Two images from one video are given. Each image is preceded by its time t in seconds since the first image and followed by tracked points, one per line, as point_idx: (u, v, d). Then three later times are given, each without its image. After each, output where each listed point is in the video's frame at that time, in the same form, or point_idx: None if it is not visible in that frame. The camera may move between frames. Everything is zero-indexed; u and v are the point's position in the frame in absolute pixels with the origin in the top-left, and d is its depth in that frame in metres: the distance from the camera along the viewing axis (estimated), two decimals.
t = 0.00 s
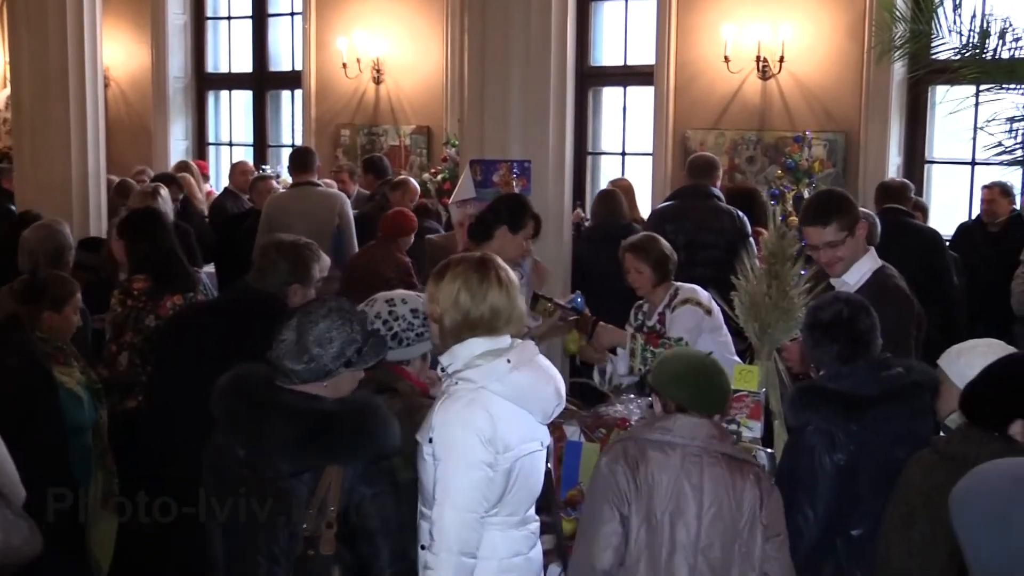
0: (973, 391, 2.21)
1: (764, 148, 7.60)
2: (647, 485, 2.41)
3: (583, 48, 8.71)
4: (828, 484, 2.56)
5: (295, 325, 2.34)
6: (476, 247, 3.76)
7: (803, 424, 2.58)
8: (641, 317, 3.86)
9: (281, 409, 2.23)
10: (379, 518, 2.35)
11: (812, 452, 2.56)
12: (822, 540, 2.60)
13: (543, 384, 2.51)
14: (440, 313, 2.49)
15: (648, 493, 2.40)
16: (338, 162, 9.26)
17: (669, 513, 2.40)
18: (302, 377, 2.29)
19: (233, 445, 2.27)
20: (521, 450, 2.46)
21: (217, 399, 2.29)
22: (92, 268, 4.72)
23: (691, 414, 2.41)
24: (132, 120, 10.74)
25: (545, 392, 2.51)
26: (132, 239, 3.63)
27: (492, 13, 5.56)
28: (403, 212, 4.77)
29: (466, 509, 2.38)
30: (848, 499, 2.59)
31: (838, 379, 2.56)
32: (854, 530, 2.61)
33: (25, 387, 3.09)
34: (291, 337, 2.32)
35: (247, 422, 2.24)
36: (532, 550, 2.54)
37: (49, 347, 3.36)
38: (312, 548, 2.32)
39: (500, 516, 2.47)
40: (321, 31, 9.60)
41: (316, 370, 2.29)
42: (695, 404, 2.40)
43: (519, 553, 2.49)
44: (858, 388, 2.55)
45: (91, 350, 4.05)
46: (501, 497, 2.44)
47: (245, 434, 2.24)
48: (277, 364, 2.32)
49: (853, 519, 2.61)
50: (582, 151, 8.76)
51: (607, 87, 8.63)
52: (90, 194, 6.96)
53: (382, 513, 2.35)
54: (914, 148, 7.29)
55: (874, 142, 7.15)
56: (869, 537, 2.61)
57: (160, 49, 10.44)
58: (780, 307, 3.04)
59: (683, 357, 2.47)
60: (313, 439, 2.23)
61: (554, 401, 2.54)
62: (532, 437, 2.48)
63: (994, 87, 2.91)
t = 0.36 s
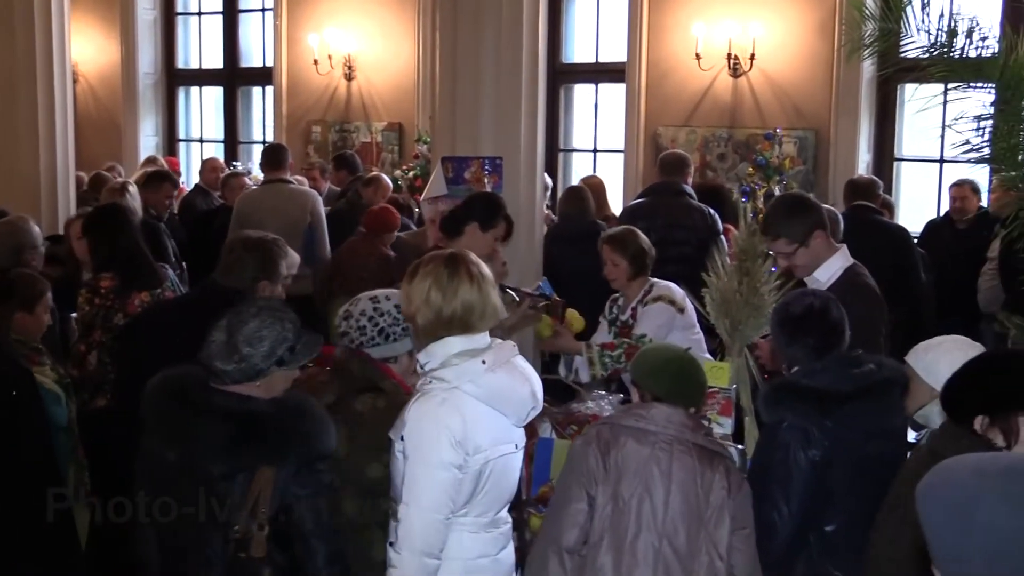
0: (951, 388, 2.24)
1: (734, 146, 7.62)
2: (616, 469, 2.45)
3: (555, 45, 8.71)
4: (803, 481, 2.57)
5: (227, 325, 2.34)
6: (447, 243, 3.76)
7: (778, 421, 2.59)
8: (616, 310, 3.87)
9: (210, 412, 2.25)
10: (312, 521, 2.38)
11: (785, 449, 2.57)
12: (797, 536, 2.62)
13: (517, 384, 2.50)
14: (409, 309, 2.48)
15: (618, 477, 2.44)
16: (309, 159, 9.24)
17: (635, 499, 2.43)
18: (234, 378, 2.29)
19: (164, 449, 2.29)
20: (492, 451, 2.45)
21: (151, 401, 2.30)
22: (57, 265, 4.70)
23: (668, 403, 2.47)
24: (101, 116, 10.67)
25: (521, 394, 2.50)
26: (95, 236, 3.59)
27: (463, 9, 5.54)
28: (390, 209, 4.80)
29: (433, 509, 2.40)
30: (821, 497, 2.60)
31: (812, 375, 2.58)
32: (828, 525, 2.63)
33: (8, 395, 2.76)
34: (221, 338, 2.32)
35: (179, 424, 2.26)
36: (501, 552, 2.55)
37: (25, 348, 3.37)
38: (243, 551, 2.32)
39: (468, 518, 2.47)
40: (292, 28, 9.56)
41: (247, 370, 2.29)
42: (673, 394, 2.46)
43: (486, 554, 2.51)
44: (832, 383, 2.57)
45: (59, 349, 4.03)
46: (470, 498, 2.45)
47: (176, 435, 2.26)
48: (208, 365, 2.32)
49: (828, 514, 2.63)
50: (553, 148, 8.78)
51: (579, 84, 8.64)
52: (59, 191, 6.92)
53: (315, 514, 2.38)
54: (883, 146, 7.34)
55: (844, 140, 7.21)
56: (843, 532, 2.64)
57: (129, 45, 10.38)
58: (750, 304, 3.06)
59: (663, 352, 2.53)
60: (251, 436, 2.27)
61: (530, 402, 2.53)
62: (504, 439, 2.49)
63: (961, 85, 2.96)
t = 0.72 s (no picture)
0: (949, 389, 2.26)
1: (707, 143, 7.65)
2: (553, 461, 2.68)
3: (529, 41, 8.71)
4: (780, 477, 2.55)
5: (177, 324, 2.35)
6: (422, 240, 3.77)
7: (755, 419, 2.58)
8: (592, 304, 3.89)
9: (158, 413, 2.24)
10: (270, 520, 2.38)
11: (762, 443, 2.57)
12: (776, 535, 2.59)
13: (482, 389, 2.47)
14: (375, 309, 2.45)
15: (556, 469, 2.68)
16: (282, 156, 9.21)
17: (572, 487, 2.67)
18: (187, 378, 2.31)
19: (117, 452, 2.30)
20: (453, 456, 2.45)
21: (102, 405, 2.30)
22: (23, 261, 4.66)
23: (593, 395, 2.66)
24: (72, 112, 10.60)
25: (487, 400, 2.48)
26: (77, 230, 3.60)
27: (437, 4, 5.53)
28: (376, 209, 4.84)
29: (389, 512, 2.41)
30: (799, 493, 2.59)
31: (788, 372, 2.57)
32: (807, 523, 2.62)
33: None
34: (172, 338, 2.34)
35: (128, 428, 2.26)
36: (461, 559, 2.55)
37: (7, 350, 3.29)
38: (198, 551, 2.33)
39: (428, 522, 2.48)
40: (265, 24, 9.52)
41: (199, 369, 2.31)
42: (596, 386, 2.65)
43: (446, 559, 2.51)
44: (809, 380, 2.56)
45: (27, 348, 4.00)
46: (429, 503, 2.46)
47: (126, 439, 2.26)
48: (160, 366, 2.33)
49: (806, 512, 2.61)
50: (527, 145, 8.77)
51: (553, 80, 8.64)
52: (30, 186, 6.87)
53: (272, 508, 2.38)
54: (856, 143, 7.39)
55: (816, 137, 7.24)
56: (820, 529, 2.62)
57: (101, 40, 10.32)
58: (723, 301, 3.07)
59: (587, 346, 2.70)
60: (198, 440, 2.25)
61: (496, 408, 2.51)
62: (467, 444, 2.48)
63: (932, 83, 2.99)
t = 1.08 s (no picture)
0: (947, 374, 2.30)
1: (686, 141, 7.68)
2: (517, 456, 2.70)
3: (508, 38, 8.70)
4: (753, 474, 2.57)
5: (154, 324, 2.35)
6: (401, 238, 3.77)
7: (727, 415, 2.59)
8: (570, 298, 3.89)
9: (145, 411, 2.24)
10: (257, 518, 2.37)
11: (734, 440, 2.57)
12: (749, 530, 2.62)
13: (443, 400, 2.45)
14: (329, 313, 2.44)
15: (521, 464, 2.69)
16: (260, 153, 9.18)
17: (538, 479, 2.69)
18: (169, 376, 2.31)
19: (101, 452, 2.28)
20: (413, 469, 2.43)
21: (82, 407, 2.29)
22: None
23: (539, 389, 2.70)
24: (47, 109, 10.53)
25: (447, 410, 2.45)
26: (59, 226, 3.67)
27: None
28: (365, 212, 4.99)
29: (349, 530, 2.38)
30: (772, 489, 2.61)
31: (758, 368, 2.58)
32: (780, 517, 2.64)
33: None
34: (152, 338, 2.33)
35: (114, 428, 2.25)
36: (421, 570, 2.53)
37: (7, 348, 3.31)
38: (189, 549, 2.32)
39: (385, 534, 2.46)
40: (242, 21, 9.48)
41: (182, 366, 2.32)
42: (539, 381, 2.69)
43: (405, 571, 2.51)
44: (780, 376, 2.57)
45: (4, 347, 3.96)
46: (387, 515, 2.43)
47: (112, 438, 2.25)
48: (139, 365, 2.32)
49: (779, 505, 2.63)
50: (506, 143, 8.77)
51: (531, 78, 8.64)
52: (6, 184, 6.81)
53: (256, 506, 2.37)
54: (833, 140, 7.43)
55: (794, 133, 7.28)
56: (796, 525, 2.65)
57: (77, 36, 10.26)
58: (702, 297, 3.09)
59: (524, 345, 2.74)
60: (185, 436, 2.26)
61: (456, 417, 2.47)
62: (425, 454, 2.45)
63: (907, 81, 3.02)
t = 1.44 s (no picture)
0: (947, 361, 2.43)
1: (666, 137, 7.68)
2: (492, 451, 2.70)
3: (487, 34, 8.70)
4: (707, 462, 2.71)
5: (136, 322, 2.38)
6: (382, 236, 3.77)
7: (680, 404, 2.73)
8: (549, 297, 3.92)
9: (131, 410, 2.29)
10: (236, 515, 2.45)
11: (691, 430, 2.72)
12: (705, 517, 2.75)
13: (388, 406, 2.43)
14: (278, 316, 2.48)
15: (496, 460, 2.70)
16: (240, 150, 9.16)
17: (513, 476, 2.70)
18: (152, 375, 2.36)
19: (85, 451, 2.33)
20: (357, 477, 2.45)
21: (65, 404, 2.32)
22: None
23: (521, 384, 2.72)
24: (24, 105, 10.47)
25: (392, 414, 2.44)
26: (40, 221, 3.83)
27: None
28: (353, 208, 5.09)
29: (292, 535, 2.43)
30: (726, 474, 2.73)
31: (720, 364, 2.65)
32: (736, 504, 2.76)
33: None
34: (134, 336, 2.37)
35: (99, 425, 2.29)
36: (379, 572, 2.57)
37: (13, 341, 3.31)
38: (170, 547, 2.39)
39: (336, 539, 2.50)
40: (222, 17, 9.44)
41: (165, 364, 2.37)
42: (522, 378, 2.71)
43: None
44: (731, 362, 2.71)
45: None
46: (336, 519, 2.46)
47: (97, 436, 2.30)
48: (122, 364, 2.36)
49: (735, 493, 2.75)
50: (485, 139, 8.76)
51: (511, 74, 8.64)
52: None
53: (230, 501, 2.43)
54: (812, 137, 7.45)
55: (773, 131, 7.30)
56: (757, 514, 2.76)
57: (55, 33, 10.21)
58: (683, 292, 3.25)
59: (508, 340, 2.76)
60: (173, 432, 2.32)
61: (403, 423, 2.46)
62: (371, 461, 2.47)
63: (886, 78, 3.05)
